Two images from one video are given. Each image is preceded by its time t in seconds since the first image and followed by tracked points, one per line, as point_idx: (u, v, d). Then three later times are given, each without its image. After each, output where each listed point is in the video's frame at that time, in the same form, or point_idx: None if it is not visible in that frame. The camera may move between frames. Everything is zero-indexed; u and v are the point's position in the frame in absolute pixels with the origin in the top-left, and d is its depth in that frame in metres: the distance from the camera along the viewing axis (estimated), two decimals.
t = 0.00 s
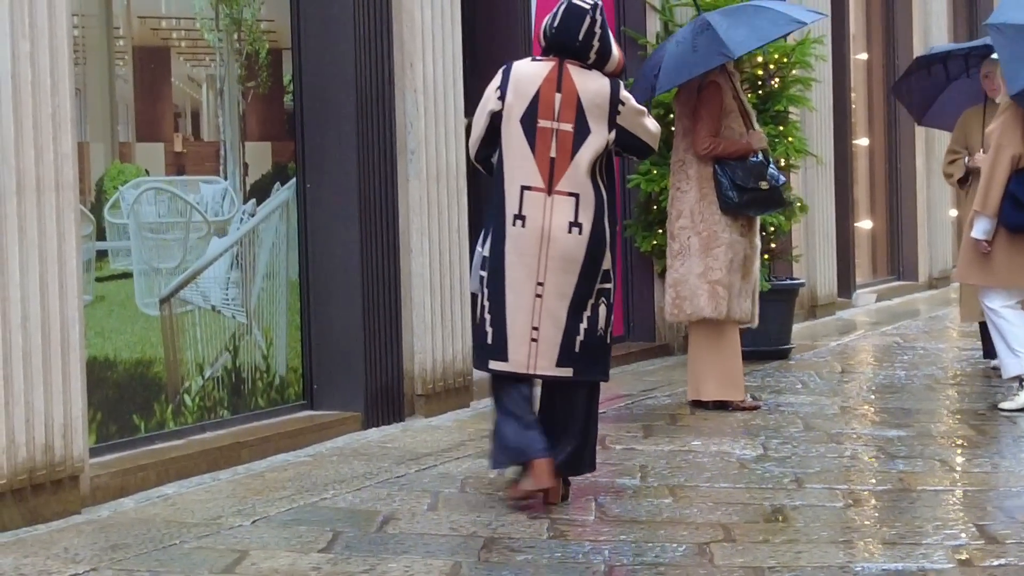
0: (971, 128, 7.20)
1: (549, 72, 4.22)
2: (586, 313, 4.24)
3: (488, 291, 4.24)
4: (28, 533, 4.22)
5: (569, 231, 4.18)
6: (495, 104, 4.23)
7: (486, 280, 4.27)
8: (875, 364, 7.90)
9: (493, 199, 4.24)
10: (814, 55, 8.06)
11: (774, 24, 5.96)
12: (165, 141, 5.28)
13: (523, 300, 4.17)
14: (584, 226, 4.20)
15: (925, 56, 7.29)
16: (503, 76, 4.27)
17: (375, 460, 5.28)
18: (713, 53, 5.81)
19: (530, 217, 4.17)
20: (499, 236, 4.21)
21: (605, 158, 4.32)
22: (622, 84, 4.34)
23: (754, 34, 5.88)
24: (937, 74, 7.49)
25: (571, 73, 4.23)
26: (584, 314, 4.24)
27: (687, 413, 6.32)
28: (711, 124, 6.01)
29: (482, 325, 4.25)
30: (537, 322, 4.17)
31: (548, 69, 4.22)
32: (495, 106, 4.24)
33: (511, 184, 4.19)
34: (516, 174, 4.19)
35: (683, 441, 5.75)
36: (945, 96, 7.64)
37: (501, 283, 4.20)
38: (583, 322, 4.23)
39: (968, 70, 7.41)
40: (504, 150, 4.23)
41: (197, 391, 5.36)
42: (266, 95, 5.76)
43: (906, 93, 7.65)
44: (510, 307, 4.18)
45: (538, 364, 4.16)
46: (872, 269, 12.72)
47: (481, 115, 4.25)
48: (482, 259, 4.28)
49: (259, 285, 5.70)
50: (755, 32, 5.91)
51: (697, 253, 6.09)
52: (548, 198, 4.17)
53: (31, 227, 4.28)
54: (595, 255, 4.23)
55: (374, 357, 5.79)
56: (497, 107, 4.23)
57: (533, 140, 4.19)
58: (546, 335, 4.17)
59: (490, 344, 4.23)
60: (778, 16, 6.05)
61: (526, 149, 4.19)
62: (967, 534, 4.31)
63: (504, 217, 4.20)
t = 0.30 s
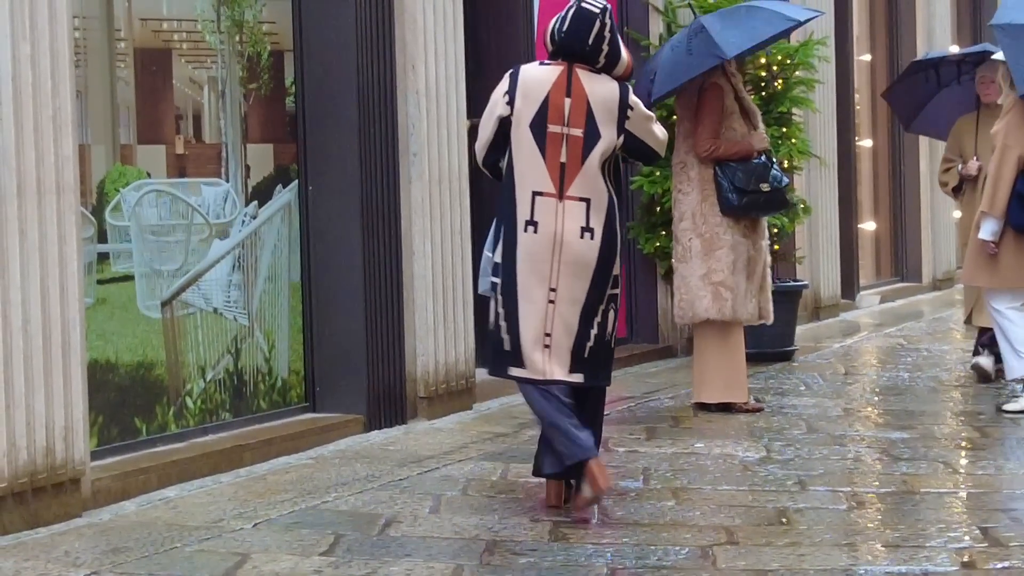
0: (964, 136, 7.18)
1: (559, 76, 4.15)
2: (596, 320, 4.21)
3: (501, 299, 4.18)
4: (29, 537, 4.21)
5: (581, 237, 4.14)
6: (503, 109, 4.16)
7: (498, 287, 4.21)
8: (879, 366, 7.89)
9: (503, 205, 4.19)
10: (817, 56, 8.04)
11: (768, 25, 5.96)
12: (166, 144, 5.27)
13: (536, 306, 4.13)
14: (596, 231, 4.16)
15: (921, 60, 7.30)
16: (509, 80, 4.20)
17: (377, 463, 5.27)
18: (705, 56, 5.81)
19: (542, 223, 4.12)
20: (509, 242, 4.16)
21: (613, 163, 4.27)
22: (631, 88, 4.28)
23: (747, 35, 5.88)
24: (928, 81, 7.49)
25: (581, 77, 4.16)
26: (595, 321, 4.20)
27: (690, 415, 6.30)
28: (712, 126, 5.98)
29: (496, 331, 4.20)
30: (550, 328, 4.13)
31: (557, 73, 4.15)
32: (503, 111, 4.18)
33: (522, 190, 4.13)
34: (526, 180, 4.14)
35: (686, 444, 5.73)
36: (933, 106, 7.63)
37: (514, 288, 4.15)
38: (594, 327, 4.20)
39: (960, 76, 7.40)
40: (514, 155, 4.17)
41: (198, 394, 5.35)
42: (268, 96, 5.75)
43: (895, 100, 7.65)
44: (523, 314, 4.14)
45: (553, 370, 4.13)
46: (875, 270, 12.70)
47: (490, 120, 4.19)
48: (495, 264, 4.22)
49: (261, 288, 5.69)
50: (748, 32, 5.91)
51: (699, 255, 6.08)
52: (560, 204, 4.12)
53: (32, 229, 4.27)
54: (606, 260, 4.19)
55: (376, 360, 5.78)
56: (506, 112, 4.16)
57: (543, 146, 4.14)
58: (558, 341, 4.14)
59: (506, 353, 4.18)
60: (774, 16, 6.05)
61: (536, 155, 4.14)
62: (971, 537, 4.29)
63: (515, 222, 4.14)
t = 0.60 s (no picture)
0: (954, 135, 6.99)
1: (569, 81, 4.05)
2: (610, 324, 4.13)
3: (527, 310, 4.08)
4: (27, 540, 4.19)
5: (601, 242, 4.04)
6: (514, 117, 4.06)
7: (523, 297, 4.11)
8: (881, 368, 7.86)
9: (520, 212, 4.08)
10: (818, 57, 8.02)
11: (760, 24, 5.96)
12: (166, 145, 5.25)
13: (560, 316, 4.03)
14: (614, 234, 4.06)
15: (916, 55, 7.12)
16: (519, 86, 4.10)
17: (378, 466, 5.25)
18: (697, 55, 5.81)
19: (562, 229, 4.01)
20: (529, 250, 4.05)
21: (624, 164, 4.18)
22: (640, 90, 4.19)
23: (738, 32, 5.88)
24: (921, 76, 7.32)
25: (592, 80, 4.06)
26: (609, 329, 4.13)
27: (692, 417, 6.28)
28: (710, 126, 5.96)
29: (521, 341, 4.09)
30: (574, 337, 4.04)
31: (567, 78, 4.05)
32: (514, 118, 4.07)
33: (539, 197, 4.03)
34: (542, 187, 4.03)
35: (688, 446, 5.71)
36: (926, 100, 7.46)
37: (537, 298, 4.04)
38: (607, 331, 4.13)
39: (954, 75, 7.23)
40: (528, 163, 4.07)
41: (198, 397, 5.33)
42: (268, 99, 5.73)
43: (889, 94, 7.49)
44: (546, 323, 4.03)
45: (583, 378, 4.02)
46: (878, 272, 12.68)
47: (500, 128, 4.09)
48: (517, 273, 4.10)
49: (261, 290, 5.67)
50: (740, 29, 5.91)
51: (697, 256, 6.06)
52: (577, 210, 4.02)
53: (30, 231, 4.25)
54: (624, 264, 4.10)
55: (377, 362, 5.76)
56: (516, 120, 4.06)
57: (557, 152, 4.03)
58: (582, 350, 4.05)
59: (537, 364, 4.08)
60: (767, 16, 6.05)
61: (550, 161, 4.03)
62: (974, 540, 4.27)
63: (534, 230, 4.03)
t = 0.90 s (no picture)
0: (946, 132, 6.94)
1: (577, 81, 3.95)
2: (627, 326, 4.05)
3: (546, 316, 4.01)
4: (24, 544, 4.17)
5: (615, 242, 3.96)
6: (525, 122, 3.93)
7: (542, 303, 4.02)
8: (882, 370, 7.84)
9: (534, 215, 4.00)
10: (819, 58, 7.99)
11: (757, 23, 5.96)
12: (165, 147, 5.23)
13: (578, 319, 3.95)
14: (628, 234, 3.99)
15: (902, 54, 7.09)
16: (526, 89, 3.97)
17: (377, 469, 5.23)
18: (692, 53, 5.82)
19: (578, 231, 3.92)
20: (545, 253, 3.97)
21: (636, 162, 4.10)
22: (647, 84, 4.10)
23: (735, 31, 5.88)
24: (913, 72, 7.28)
25: (599, 78, 3.97)
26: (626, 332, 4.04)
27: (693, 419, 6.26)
28: (708, 126, 5.94)
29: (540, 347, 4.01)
30: (592, 339, 3.96)
31: (575, 77, 3.96)
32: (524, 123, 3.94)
33: (552, 200, 3.95)
34: (555, 190, 3.95)
35: (688, 449, 5.69)
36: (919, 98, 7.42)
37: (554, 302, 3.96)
38: (624, 332, 4.04)
39: (946, 69, 7.18)
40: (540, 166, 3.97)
41: (196, 400, 5.31)
42: (266, 100, 5.72)
43: (878, 91, 7.42)
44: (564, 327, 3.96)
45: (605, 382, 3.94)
46: (879, 273, 12.66)
47: (511, 135, 3.95)
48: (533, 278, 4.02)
49: (259, 292, 5.65)
50: (737, 29, 5.91)
51: (693, 258, 6.02)
52: (593, 210, 3.93)
53: (27, 233, 4.22)
54: (640, 262, 4.03)
55: (376, 364, 5.74)
56: (529, 125, 3.93)
57: (570, 153, 3.94)
58: (602, 353, 3.97)
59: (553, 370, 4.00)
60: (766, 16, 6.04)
61: (563, 164, 3.94)
62: (976, 543, 4.25)
63: (549, 234, 3.96)
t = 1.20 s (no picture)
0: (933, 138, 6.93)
1: (592, 77, 3.92)
2: (651, 324, 3.98)
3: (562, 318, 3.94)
4: (20, 552, 4.13)
5: (637, 239, 3.91)
6: (541, 119, 3.87)
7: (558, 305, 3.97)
8: (884, 375, 7.81)
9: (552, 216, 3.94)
10: (821, 61, 7.96)
11: (757, 23, 5.93)
12: (162, 150, 5.20)
13: (601, 320, 3.89)
14: (650, 232, 3.93)
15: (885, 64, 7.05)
16: (539, 89, 3.92)
17: (376, 475, 5.19)
18: (689, 52, 5.81)
19: (599, 230, 3.88)
20: (565, 255, 3.91)
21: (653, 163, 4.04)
22: (661, 80, 4.06)
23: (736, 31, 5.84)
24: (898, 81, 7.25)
25: (615, 73, 3.94)
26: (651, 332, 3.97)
27: (693, 424, 6.22)
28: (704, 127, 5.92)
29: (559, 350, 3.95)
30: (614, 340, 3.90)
31: (589, 75, 3.92)
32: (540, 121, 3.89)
33: (571, 198, 3.89)
34: (574, 188, 3.90)
35: (689, 455, 5.65)
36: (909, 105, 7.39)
37: (575, 303, 3.90)
38: (647, 331, 3.97)
39: (932, 75, 7.13)
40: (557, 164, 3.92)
41: (194, 405, 5.27)
42: (264, 103, 5.68)
43: (866, 100, 7.37)
44: (588, 327, 3.90)
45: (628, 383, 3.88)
46: (880, 277, 12.63)
47: (527, 133, 3.89)
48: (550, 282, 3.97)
49: (258, 296, 5.61)
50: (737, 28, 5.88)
51: (687, 261, 5.99)
52: (614, 208, 3.89)
53: (23, 237, 4.19)
54: (663, 261, 3.97)
55: (375, 369, 5.70)
56: (544, 123, 3.87)
57: (589, 151, 3.90)
58: (622, 354, 3.91)
59: (569, 373, 3.92)
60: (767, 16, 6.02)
61: (582, 161, 3.89)
62: (980, 550, 4.22)
63: (569, 234, 3.90)
